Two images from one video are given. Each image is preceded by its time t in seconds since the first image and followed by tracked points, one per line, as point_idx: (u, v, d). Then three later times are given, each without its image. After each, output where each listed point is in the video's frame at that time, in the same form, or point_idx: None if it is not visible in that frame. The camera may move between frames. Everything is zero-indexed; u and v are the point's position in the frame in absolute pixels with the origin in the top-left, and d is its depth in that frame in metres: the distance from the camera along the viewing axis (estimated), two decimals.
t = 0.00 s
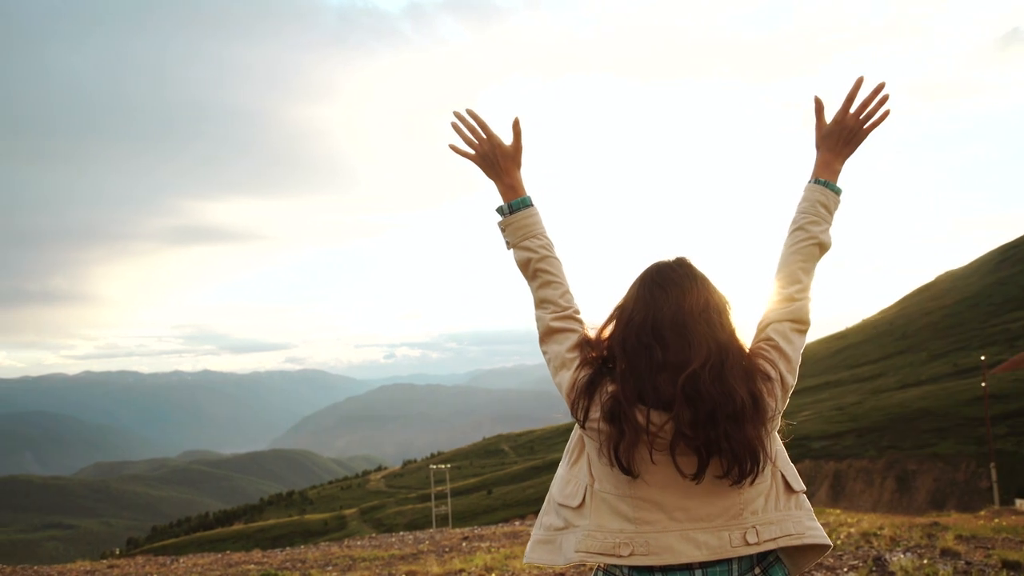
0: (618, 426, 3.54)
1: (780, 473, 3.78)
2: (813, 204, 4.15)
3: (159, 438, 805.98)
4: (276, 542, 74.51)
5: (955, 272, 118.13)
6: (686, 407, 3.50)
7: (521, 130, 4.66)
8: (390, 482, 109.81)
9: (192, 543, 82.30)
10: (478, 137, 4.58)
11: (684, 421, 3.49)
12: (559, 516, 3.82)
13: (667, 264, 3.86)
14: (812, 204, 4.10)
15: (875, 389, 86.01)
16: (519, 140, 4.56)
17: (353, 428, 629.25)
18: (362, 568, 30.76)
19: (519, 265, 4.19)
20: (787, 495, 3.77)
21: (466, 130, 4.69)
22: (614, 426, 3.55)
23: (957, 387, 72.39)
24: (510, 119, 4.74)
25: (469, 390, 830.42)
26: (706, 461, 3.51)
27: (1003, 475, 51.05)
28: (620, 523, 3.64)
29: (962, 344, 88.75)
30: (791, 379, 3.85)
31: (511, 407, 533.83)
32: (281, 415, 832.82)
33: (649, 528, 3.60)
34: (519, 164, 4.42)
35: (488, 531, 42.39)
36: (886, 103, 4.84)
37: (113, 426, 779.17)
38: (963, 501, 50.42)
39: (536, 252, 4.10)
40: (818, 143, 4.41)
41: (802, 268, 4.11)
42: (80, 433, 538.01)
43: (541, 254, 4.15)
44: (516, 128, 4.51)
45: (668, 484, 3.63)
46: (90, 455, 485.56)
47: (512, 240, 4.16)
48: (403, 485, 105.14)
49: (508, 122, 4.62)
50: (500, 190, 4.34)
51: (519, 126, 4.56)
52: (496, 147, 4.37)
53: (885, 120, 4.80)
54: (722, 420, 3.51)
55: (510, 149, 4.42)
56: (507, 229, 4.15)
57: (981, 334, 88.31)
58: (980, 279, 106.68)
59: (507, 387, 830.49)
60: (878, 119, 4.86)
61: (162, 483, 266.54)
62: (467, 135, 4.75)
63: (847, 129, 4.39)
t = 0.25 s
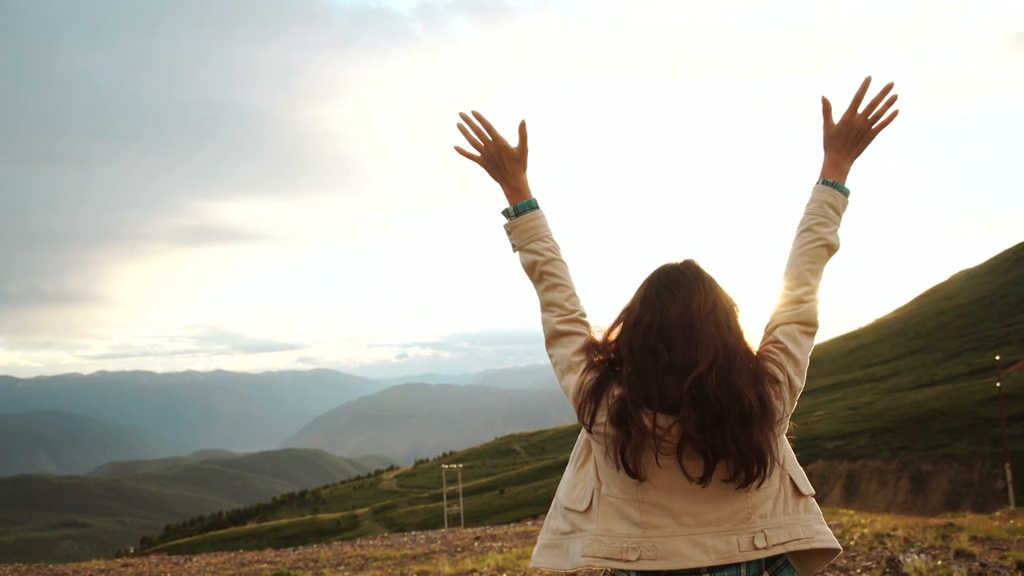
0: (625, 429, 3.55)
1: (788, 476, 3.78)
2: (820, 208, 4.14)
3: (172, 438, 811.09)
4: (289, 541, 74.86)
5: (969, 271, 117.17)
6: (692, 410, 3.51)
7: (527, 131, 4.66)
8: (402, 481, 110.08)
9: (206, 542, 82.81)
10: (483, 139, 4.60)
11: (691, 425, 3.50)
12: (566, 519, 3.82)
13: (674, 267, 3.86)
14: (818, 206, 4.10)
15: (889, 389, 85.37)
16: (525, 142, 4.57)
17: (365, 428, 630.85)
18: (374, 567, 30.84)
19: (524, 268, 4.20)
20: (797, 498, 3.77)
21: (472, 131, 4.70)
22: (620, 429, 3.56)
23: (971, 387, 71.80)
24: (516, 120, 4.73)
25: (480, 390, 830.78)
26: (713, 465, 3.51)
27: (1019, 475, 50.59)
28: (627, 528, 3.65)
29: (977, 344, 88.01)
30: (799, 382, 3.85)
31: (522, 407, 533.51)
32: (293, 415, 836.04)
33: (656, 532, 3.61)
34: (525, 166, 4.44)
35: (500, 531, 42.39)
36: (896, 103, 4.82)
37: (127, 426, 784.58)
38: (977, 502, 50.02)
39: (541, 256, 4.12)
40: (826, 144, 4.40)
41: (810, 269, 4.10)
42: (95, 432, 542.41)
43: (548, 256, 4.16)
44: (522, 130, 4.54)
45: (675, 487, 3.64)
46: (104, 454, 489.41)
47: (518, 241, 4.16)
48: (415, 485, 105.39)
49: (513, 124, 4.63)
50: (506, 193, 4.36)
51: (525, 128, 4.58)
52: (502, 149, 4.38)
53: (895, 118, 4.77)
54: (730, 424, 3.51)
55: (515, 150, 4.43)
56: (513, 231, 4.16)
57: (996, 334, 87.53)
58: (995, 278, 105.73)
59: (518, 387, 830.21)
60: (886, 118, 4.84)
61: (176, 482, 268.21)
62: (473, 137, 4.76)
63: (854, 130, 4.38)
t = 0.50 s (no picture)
0: (628, 435, 3.58)
1: (793, 481, 3.80)
2: (828, 210, 4.15)
3: (186, 438, 816.20)
4: (304, 540, 75.14)
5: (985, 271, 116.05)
6: (694, 414, 3.55)
7: (530, 135, 4.69)
8: (416, 482, 110.28)
9: (220, 541, 83.25)
10: (488, 141, 4.63)
11: (696, 430, 3.52)
12: (571, 523, 3.85)
13: (681, 269, 3.88)
14: (824, 210, 4.11)
15: (904, 389, 84.73)
16: (531, 144, 4.61)
17: (378, 428, 632.03)
18: (386, 567, 30.89)
19: (530, 270, 4.22)
20: (804, 503, 3.78)
21: (477, 135, 4.74)
22: (625, 434, 3.59)
23: (988, 387, 71.13)
24: (520, 124, 4.76)
25: (492, 390, 830.73)
26: (717, 471, 3.54)
27: None
28: (632, 533, 3.69)
29: (993, 344, 87.16)
30: (804, 384, 3.89)
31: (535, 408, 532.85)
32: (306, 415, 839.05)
33: (662, 537, 3.66)
34: (528, 171, 4.46)
35: (513, 531, 42.41)
36: (901, 104, 4.81)
37: (142, 426, 790.28)
38: (995, 503, 49.49)
39: (546, 260, 4.14)
40: (833, 144, 4.39)
41: (816, 272, 4.12)
42: (109, 433, 546.62)
43: (552, 261, 4.19)
44: (526, 134, 4.56)
45: (679, 490, 3.66)
46: (119, 454, 493.19)
47: (523, 245, 4.20)
48: (428, 484, 105.56)
49: (518, 127, 4.67)
50: (512, 196, 4.39)
51: (530, 132, 4.60)
52: (506, 155, 4.41)
53: (900, 120, 4.78)
54: (731, 430, 3.54)
55: (519, 155, 4.46)
56: (519, 236, 4.19)
57: (1013, 334, 86.68)
58: (1011, 278, 104.73)
59: (530, 387, 829.64)
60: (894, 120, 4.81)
61: (191, 482, 269.91)
62: (478, 141, 4.80)
63: (858, 132, 4.40)
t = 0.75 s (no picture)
0: (629, 437, 3.61)
1: (795, 486, 3.83)
2: (830, 211, 4.17)
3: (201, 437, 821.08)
4: (318, 539, 75.53)
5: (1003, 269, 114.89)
6: (695, 417, 3.57)
7: (532, 139, 4.73)
8: (429, 481, 110.56)
9: (235, 540, 83.82)
10: (489, 145, 4.66)
11: (696, 433, 3.55)
12: (572, 526, 3.87)
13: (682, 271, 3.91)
14: (827, 211, 4.12)
15: (919, 389, 84.06)
16: (533, 148, 4.64)
17: (390, 428, 633.14)
18: (400, 567, 31.00)
19: (531, 273, 4.25)
20: (805, 506, 3.82)
21: (479, 138, 4.76)
22: (626, 436, 3.62)
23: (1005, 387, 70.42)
24: (522, 128, 4.78)
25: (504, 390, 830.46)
26: (716, 475, 3.58)
27: None
28: (634, 537, 3.70)
29: (1010, 344, 86.30)
30: (806, 388, 3.90)
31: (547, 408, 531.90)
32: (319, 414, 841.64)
33: (663, 542, 3.69)
34: (530, 172, 4.49)
35: (527, 530, 42.44)
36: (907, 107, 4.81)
37: (156, 425, 796.08)
38: (1012, 504, 49.01)
39: (548, 263, 4.18)
40: (834, 147, 4.42)
41: (818, 275, 4.15)
42: (124, 432, 550.69)
43: (554, 265, 4.22)
44: (528, 137, 4.60)
45: (678, 494, 3.69)
46: (134, 453, 496.82)
47: (526, 248, 4.22)
48: (441, 484, 105.79)
49: (519, 132, 4.69)
50: (513, 200, 4.42)
51: (532, 134, 4.64)
52: (508, 156, 4.44)
53: (906, 119, 4.78)
54: (731, 433, 3.57)
55: (521, 156, 4.48)
56: (520, 239, 4.24)
57: None
58: None
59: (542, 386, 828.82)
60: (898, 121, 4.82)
61: (206, 481, 271.38)
62: (480, 143, 4.82)
63: (863, 133, 4.41)
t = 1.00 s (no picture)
0: (628, 443, 3.74)
1: (793, 491, 3.99)
2: (831, 217, 4.29)
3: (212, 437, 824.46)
4: (330, 539, 75.72)
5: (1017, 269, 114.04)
6: (693, 423, 3.71)
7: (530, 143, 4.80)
8: (440, 481, 110.68)
9: (247, 540, 84.13)
10: (489, 150, 4.72)
11: (695, 440, 3.69)
12: (573, 532, 4.00)
13: (680, 280, 4.03)
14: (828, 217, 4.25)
15: (932, 390, 83.57)
16: (532, 154, 4.71)
17: (400, 428, 633.66)
18: (411, 566, 31.08)
19: (531, 280, 4.36)
20: (804, 512, 3.97)
21: (478, 144, 4.82)
22: (625, 443, 3.75)
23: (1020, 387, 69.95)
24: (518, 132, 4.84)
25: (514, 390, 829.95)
26: (715, 480, 3.71)
27: None
28: (631, 542, 3.84)
29: None
30: (803, 394, 4.05)
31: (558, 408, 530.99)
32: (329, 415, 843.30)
33: (662, 547, 3.81)
34: (530, 179, 4.57)
35: (539, 530, 42.43)
36: (907, 111, 4.92)
37: (168, 426, 800.62)
38: None
39: (548, 269, 4.30)
40: (836, 151, 4.54)
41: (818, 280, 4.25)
42: (136, 432, 553.46)
43: (554, 270, 4.33)
44: (526, 144, 4.67)
45: (677, 501, 3.83)
46: (145, 453, 499.16)
47: (526, 254, 4.34)
48: (452, 484, 105.85)
49: (518, 136, 4.75)
50: (512, 204, 4.51)
51: (530, 139, 4.68)
52: (507, 165, 4.52)
53: (905, 124, 4.87)
54: (729, 441, 3.71)
55: (520, 163, 4.56)
56: (520, 245, 4.34)
57: None
58: None
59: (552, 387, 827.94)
60: (899, 124, 4.92)
61: (219, 480, 272.30)
62: (478, 148, 4.89)
63: (865, 137, 4.52)
